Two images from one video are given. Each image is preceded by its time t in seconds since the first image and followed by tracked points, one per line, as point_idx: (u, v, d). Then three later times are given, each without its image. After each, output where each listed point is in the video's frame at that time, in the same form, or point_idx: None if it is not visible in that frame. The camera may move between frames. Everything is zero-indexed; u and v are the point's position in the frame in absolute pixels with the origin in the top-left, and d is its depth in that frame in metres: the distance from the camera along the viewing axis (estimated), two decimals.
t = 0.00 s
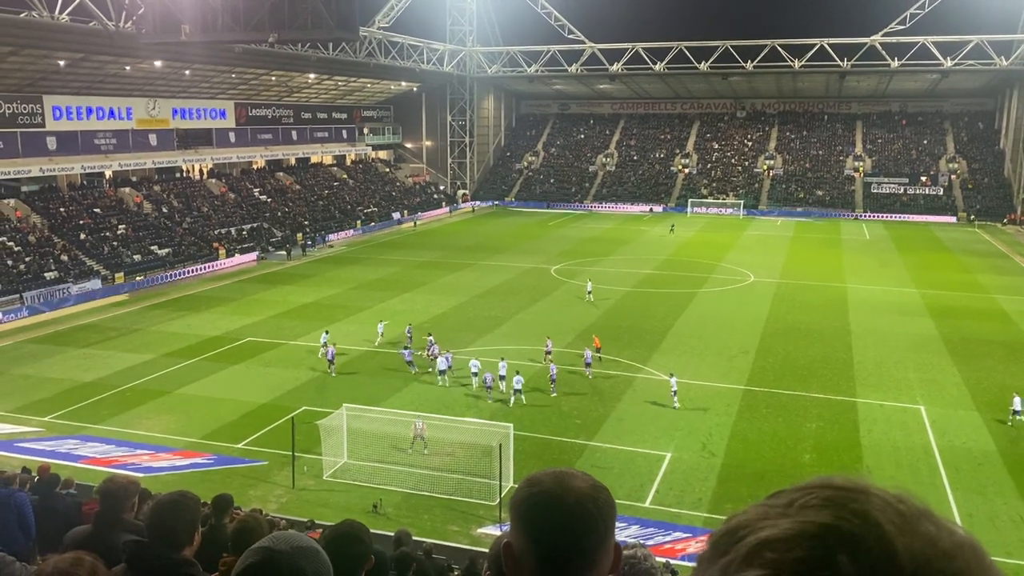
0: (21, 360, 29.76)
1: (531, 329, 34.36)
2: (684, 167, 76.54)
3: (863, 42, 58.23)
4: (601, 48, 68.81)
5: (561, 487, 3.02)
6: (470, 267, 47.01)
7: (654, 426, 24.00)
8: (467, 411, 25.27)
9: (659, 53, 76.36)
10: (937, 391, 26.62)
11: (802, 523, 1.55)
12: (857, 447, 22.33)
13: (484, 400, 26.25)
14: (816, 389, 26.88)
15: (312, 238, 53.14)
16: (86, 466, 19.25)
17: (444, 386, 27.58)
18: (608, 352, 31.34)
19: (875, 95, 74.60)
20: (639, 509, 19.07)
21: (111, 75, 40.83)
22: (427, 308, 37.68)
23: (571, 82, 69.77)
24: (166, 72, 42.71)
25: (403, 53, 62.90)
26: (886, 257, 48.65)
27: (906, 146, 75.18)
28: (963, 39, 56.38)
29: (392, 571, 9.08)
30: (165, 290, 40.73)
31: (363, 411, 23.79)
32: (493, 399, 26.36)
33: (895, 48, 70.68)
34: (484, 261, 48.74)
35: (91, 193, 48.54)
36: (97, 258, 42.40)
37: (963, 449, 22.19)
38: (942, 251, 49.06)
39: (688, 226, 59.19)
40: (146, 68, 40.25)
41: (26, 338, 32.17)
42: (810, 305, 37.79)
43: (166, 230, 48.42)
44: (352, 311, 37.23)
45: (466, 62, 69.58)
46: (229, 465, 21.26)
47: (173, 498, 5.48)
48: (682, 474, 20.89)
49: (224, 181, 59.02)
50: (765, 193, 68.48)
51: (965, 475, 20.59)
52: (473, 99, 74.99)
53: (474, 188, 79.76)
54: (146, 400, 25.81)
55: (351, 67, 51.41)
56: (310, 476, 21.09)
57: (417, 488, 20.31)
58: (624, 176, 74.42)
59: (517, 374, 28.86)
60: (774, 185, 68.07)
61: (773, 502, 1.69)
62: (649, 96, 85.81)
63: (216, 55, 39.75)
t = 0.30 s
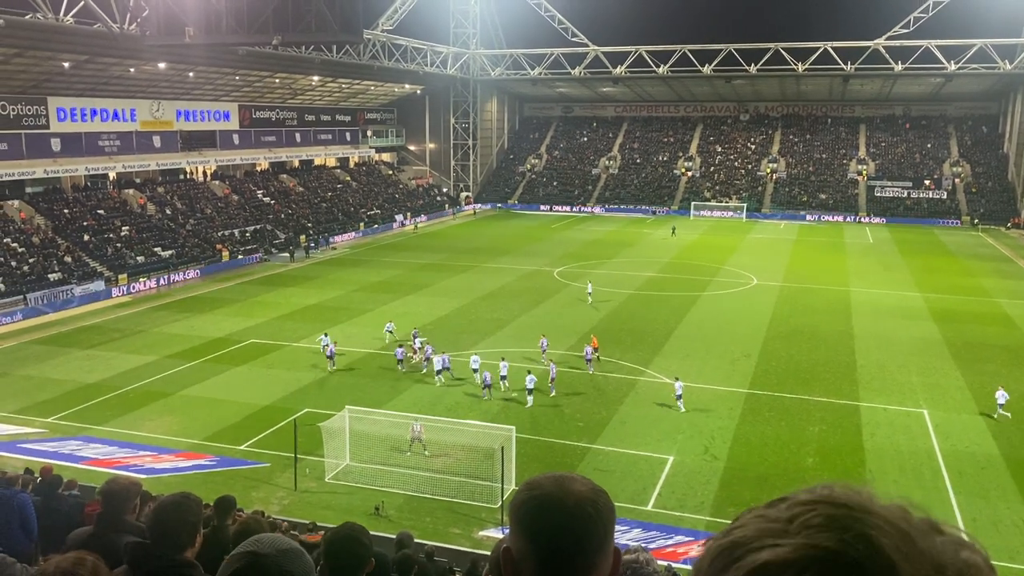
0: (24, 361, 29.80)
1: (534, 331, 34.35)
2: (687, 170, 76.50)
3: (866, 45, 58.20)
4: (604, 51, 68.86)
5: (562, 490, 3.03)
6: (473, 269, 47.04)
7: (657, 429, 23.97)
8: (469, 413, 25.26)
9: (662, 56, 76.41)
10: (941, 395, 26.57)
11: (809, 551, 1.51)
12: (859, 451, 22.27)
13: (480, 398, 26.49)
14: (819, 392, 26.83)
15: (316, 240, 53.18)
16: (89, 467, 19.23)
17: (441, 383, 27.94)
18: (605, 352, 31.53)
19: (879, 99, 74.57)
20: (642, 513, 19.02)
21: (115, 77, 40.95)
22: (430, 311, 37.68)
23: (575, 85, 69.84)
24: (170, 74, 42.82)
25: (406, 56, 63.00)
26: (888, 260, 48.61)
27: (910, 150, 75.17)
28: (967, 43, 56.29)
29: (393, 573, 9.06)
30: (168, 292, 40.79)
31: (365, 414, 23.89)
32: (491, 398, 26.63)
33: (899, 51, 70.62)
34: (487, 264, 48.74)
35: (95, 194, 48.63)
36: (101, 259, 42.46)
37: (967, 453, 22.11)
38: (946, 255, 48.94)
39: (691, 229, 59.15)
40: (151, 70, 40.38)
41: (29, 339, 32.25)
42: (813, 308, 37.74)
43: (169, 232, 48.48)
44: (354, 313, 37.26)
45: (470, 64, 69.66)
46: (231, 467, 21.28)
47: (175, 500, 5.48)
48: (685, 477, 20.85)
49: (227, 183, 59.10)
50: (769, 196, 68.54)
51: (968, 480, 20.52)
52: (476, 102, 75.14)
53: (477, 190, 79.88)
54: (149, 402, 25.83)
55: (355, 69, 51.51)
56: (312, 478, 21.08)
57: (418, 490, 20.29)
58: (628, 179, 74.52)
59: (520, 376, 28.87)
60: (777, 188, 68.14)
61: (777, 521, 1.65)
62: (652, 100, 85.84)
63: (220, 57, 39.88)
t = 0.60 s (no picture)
0: (27, 364, 29.87)
1: (537, 335, 34.33)
2: (690, 173, 76.57)
3: (869, 49, 58.15)
4: (607, 55, 68.90)
5: (561, 496, 3.02)
6: (475, 272, 47.03)
7: (659, 433, 23.91)
8: (472, 416, 25.26)
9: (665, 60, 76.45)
10: (944, 399, 26.50)
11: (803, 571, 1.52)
12: (863, 456, 22.19)
13: (476, 400, 26.58)
14: (822, 396, 26.77)
15: (318, 243, 53.22)
16: (92, 470, 19.24)
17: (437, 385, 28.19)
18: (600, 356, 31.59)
19: (882, 103, 74.56)
20: (644, 517, 18.97)
21: (118, 81, 41.05)
22: (432, 314, 37.67)
23: (577, 89, 69.84)
24: (174, 77, 42.90)
25: (409, 60, 63.09)
26: (891, 264, 48.50)
27: (913, 153, 75.13)
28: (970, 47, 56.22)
29: None
30: (171, 295, 40.85)
31: (367, 417, 23.86)
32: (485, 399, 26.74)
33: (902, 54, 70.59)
34: (490, 267, 48.73)
35: (98, 198, 48.72)
36: (104, 263, 42.55)
37: (971, 457, 22.05)
38: (949, 259, 48.81)
39: (693, 232, 59.10)
40: (155, 73, 40.48)
41: (32, 342, 32.30)
42: (816, 312, 37.65)
43: (172, 235, 48.55)
44: (357, 316, 37.29)
45: (472, 68, 69.67)
46: (234, 470, 21.27)
47: (178, 502, 5.48)
48: (688, 481, 20.80)
49: (230, 186, 59.22)
50: (772, 200, 68.47)
51: (972, 484, 20.46)
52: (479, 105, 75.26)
53: (479, 194, 79.93)
54: (151, 405, 25.85)
55: (358, 73, 51.59)
56: (314, 481, 21.06)
57: (420, 494, 20.26)
58: (630, 183, 74.49)
59: (523, 379, 28.85)
60: (780, 192, 68.09)
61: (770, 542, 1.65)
62: (654, 103, 85.84)
63: (222, 61, 39.96)
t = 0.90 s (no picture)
0: (28, 367, 29.86)
1: (537, 338, 34.32)
2: (690, 176, 76.62)
3: (869, 52, 58.16)
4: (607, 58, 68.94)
5: (560, 501, 3.01)
6: (475, 276, 47.02)
7: (660, 436, 23.88)
8: (472, 419, 25.23)
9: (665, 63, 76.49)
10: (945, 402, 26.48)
11: None
12: (864, 458, 22.14)
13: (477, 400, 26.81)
14: (822, 399, 26.75)
15: (319, 246, 53.21)
16: (92, 474, 19.22)
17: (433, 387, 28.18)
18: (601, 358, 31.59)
19: (882, 106, 74.58)
20: (644, 520, 18.93)
21: (119, 85, 41.08)
22: (433, 317, 37.67)
23: (577, 92, 69.88)
24: (174, 81, 42.92)
25: (410, 63, 63.20)
26: (892, 266, 48.49)
27: (913, 156, 75.14)
28: (970, 50, 56.20)
29: None
30: (171, 298, 40.85)
31: (367, 421, 23.84)
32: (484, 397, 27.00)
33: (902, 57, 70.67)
34: (490, 270, 48.73)
35: (98, 202, 48.76)
36: (104, 266, 42.56)
37: (971, 460, 22.03)
38: (949, 262, 48.77)
39: (693, 235, 59.13)
40: (155, 77, 40.52)
41: (33, 346, 32.34)
42: (817, 315, 37.60)
43: (173, 238, 48.54)
44: (357, 319, 37.28)
45: (473, 71, 69.70)
46: (234, 474, 21.24)
47: (178, 507, 5.47)
48: (689, 484, 20.77)
49: (231, 190, 59.27)
50: (772, 203, 68.41)
51: (973, 487, 20.44)
52: (479, 109, 75.35)
53: (479, 197, 79.94)
54: (152, 409, 25.83)
55: (359, 77, 51.62)
56: (315, 485, 21.04)
57: (421, 497, 20.24)
58: (630, 186, 74.52)
59: (523, 383, 28.83)
60: (780, 195, 68.09)
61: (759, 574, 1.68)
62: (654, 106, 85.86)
63: (222, 65, 39.99)
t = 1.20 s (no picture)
0: (23, 373, 29.77)
1: (534, 341, 34.33)
2: (687, 179, 76.71)
3: (865, 54, 58.33)
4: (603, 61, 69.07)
5: (558, 504, 2.99)
6: (472, 279, 46.99)
7: (658, 439, 23.89)
8: (470, 422, 25.23)
9: (661, 66, 76.63)
10: (942, 403, 26.53)
11: None
12: (862, 460, 22.14)
13: (476, 398, 27.44)
14: (820, 401, 26.78)
15: (315, 251, 53.11)
16: (89, 480, 19.12)
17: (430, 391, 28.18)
18: (597, 362, 31.57)
19: (877, 108, 74.76)
20: (642, 523, 18.92)
21: (114, 89, 41.07)
22: (430, 321, 37.63)
23: (573, 95, 69.99)
24: (170, 86, 42.93)
25: (405, 67, 63.16)
26: (887, 268, 48.65)
27: (909, 158, 75.41)
28: (965, 52, 56.32)
29: None
30: (167, 303, 40.75)
31: (365, 425, 23.80)
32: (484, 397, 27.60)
33: (897, 60, 70.81)
34: (487, 274, 48.68)
35: (94, 206, 48.67)
36: (100, 271, 42.48)
37: (969, 461, 22.06)
38: (946, 263, 48.90)
39: (690, 239, 59.27)
40: (151, 81, 40.46)
41: (29, 351, 32.26)
42: (814, 317, 37.67)
43: (169, 243, 48.44)
44: (354, 323, 37.24)
45: (469, 75, 69.78)
46: (231, 479, 21.19)
47: (174, 512, 5.40)
48: (686, 487, 20.76)
49: (227, 195, 59.20)
50: (768, 205, 68.49)
51: (971, 488, 20.46)
52: (475, 112, 75.42)
53: (476, 201, 79.96)
54: (148, 414, 25.76)
55: (355, 81, 51.64)
56: (312, 489, 21.00)
57: (419, 502, 20.22)
58: (627, 189, 74.66)
59: (521, 386, 28.83)
60: (777, 198, 68.25)
61: None
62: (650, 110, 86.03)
63: (219, 69, 40.03)
